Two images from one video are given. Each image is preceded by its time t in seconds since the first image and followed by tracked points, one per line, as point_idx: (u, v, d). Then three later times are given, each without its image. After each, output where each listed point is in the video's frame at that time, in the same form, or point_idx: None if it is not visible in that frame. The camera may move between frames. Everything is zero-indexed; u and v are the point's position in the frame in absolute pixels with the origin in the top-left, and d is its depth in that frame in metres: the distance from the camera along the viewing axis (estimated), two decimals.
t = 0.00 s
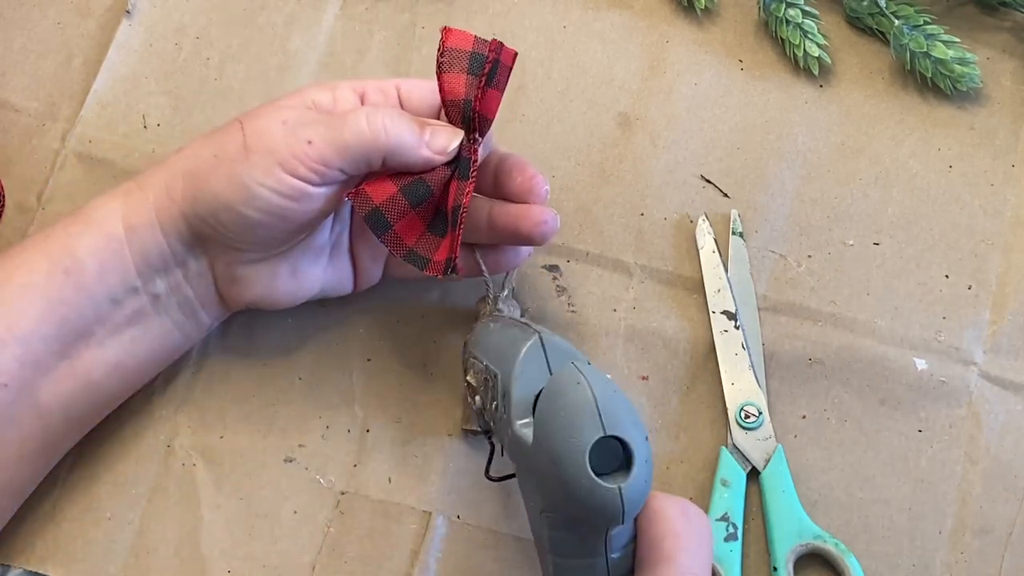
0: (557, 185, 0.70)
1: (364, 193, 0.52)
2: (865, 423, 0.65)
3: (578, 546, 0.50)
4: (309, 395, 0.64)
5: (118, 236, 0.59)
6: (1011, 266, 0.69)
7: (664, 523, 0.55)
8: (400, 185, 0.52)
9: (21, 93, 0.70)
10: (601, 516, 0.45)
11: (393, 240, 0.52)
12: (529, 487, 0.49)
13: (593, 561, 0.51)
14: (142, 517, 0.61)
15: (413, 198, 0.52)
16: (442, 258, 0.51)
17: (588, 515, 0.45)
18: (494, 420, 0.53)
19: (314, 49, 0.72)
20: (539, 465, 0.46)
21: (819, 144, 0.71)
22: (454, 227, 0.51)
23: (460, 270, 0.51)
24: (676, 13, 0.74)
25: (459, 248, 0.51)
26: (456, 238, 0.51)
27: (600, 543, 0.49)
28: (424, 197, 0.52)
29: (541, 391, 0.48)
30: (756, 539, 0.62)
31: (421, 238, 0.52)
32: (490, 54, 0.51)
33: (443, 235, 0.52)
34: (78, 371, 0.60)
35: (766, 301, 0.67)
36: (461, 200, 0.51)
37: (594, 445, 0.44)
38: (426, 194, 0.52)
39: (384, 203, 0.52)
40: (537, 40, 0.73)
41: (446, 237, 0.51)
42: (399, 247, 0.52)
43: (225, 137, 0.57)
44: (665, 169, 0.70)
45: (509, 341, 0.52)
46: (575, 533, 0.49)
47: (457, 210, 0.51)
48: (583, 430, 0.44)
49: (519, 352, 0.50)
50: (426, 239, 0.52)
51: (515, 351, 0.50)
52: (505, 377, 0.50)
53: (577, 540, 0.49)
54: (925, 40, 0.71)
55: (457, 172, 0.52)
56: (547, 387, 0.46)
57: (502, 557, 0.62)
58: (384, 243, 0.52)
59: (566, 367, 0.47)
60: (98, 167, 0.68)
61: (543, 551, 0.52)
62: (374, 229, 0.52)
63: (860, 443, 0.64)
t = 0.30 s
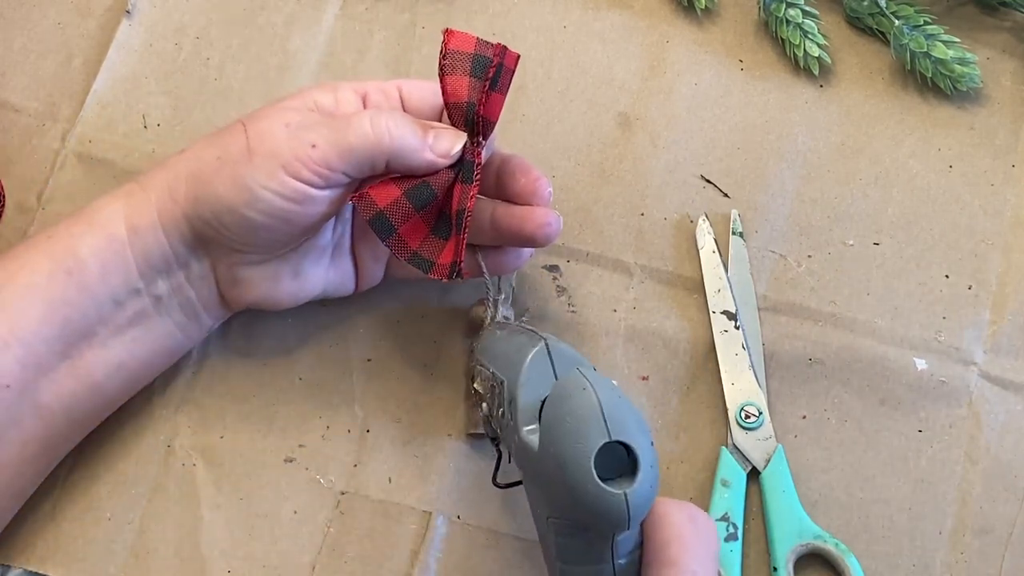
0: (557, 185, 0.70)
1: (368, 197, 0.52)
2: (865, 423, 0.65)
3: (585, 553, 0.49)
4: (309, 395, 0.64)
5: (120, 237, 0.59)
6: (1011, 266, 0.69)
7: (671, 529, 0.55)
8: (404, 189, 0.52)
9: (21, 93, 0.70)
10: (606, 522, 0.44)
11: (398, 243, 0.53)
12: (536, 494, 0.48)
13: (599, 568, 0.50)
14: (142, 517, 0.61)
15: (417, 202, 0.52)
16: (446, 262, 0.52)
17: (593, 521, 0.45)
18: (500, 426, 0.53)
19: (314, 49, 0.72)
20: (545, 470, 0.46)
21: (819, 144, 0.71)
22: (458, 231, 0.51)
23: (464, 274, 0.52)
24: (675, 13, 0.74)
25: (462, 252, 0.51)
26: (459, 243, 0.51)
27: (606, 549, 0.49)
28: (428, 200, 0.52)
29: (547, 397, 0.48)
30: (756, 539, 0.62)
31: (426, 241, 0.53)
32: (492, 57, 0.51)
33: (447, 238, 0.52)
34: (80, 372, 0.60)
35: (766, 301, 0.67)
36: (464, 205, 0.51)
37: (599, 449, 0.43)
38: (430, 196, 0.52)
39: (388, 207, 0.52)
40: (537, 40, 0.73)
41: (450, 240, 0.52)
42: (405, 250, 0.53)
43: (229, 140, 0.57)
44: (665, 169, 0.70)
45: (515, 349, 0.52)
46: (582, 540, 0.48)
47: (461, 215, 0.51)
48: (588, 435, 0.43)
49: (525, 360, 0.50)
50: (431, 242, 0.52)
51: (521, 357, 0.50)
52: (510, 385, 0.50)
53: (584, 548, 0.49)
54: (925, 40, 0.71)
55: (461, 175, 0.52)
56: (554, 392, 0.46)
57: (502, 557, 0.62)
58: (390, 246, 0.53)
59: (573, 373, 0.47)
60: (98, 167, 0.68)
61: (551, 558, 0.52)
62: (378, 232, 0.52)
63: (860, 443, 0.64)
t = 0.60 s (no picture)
0: (557, 185, 0.70)
1: (368, 197, 0.52)
2: (864, 423, 0.65)
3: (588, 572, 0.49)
4: (309, 395, 0.64)
5: (120, 237, 0.59)
6: (1011, 266, 0.69)
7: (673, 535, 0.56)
8: (405, 189, 0.52)
9: (21, 93, 0.70)
10: (612, 539, 0.44)
11: (399, 244, 0.52)
12: (539, 511, 0.48)
13: None
14: (142, 517, 0.61)
15: (418, 203, 0.52)
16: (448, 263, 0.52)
17: (598, 537, 0.44)
18: (498, 441, 0.54)
19: (314, 49, 0.72)
20: (548, 486, 0.46)
21: (819, 144, 0.71)
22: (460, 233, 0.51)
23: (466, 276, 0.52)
24: (675, 13, 0.74)
25: (464, 254, 0.51)
26: (462, 245, 0.51)
27: (611, 568, 0.48)
28: (429, 201, 0.52)
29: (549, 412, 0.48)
30: (756, 539, 0.62)
31: (427, 242, 0.52)
32: (493, 58, 0.51)
33: (449, 240, 0.52)
34: (79, 372, 0.60)
35: (766, 301, 0.67)
36: (466, 206, 0.51)
37: (605, 465, 0.43)
38: (432, 197, 0.52)
39: (389, 208, 0.52)
40: (537, 40, 0.73)
41: (452, 242, 0.52)
42: (406, 251, 0.52)
43: (229, 141, 0.57)
44: (665, 169, 0.70)
45: (514, 365, 0.52)
46: (585, 557, 0.48)
47: (463, 217, 0.51)
48: (594, 452, 0.43)
49: (526, 376, 0.50)
50: (432, 243, 0.52)
51: (520, 373, 0.50)
52: (510, 400, 0.50)
53: (587, 566, 0.49)
54: (925, 40, 0.71)
55: (462, 176, 0.52)
56: (557, 409, 0.46)
57: (502, 557, 0.62)
58: (391, 248, 0.53)
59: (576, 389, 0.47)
60: (98, 167, 0.68)
61: None
62: (378, 233, 0.52)
63: (860, 443, 0.65)
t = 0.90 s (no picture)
0: (557, 185, 0.70)
1: (367, 198, 0.51)
2: (865, 423, 0.65)
3: (581, 540, 0.50)
4: (309, 395, 0.64)
5: (120, 238, 0.59)
6: (1011, 266, 0.69)
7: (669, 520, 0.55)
8: (405, 190, 0.52)
9: (21, 93, 0.70)
10: (604, 510, 0.45)
11: (398, 245, 0.52)
12: (533, 483, 0.49)
13: (594, 557, 0.51)
14: (141, 517, 0.61)
15: (418, 204, 0.52)
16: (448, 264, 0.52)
17: (592, 509, 0.45)
18: (494, 416, 0.53)
19: (313, 49, 0.72)
20: (543, 459, 0.46)
21: (820, 144, 0.71)
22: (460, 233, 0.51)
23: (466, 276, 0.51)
24: (676, 13, 0.74)
25: (465, 254, 0.51)
26: (462, 245, 0.51)
27: (603, 537, 0.50)
28: (429, 202, 0.52)
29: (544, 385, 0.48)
30: (756, 539, 0.62)
31: (427, 243, 0.52)
32: (493, 58, 0.51)
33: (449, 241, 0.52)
34: (79, 373, 0.60)
35: (766, 301, 0.67)
36: (466, 206, 0.51)
37: (598, 437, 0.44)
38: (432, 198, 0.52)
39: (389, 209, 0.51)
40: (537, 40, 0.73)
41: (452, 243, 0.52)
42: (405, 252, 0.52)
43: (229, 142, 0.57)
44: (665, 169, 0.70)
45: (509, 338, 0.52)
46: (578, 527, 0.49)
47: (463, 217, 0.51)
48: (588, 424, 0.44)
49: (520, 349, 0.50)
50: (432, 244, 0.52)
51: (515, 347, 0.51)
52: (505, 374, 0.50)
53: (582, 536, 0.50)
54: (925, 40, 0.71)
55: (462, 177, 0.52)
56: (552, 381, 0.47)
57: (501, 557, 0.62)
58: (390, 248, 0.52)
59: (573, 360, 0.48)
60: (98, 167, 0.68)
61: (546, 547, 0.53)
62: (378, 234, 0.52)
63: (860, 443, 0.64)
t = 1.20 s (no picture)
0: (557, 185, 0.70)
1: (367, 197, 0.51)
2: (864, 423, 0.65)
3: None
4: (308, 395, 0.64)
5: (119, 238, 0.59)
6: (1011, 266, 0.69)
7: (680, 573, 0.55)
8: (405, 188, 0.52)
9: (21, 93, 0.70)
10: (617, 561, 0.44)
11: (399, 244, 0.52)
12: (543, 537, 0.48)
13: None
14: (141, 517, 0.61)
15: (418, 203, 0.52)
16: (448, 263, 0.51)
17: (604, 561, 0.44)
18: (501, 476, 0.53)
19: (313, 48, 0.72)
20: (554, 511, 0.46)
21: (820, 144, 0.71)
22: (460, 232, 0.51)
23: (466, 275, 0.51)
24: (676, 13, 0.74)
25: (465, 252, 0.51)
26: (462, 243, 0.51)
27: None
28: (429, 201, 0.52)
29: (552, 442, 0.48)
30: (756, 539, 0.62)
31: (427, 241, 0.52)
32: (491, 56, 0.51)
33: (449, 239, 0.52)
34: (79, 373, 0.60)
35: (766, 301, 0.67)
36: (466, 205, 0.51)
37: (611, 488, 0.43)
38: (432, 197, 0.52)
39: (389, 208, 0.51)
40: (537, 40, 0.73)
41: (452, 241, 0.52)
42: (406, 252, 0.52)
43: (228, 142, 0.57)
44: (665, 169, 0.70)
45: (514, 397, 0.51)
46: None
47: (463, 215, 0.51)
48: (600, 473, 0.43)
49: (524, 406, 0.50)
50: (432, 243, 0.52)
51: (521, 405, 0.50)
52: (512, 433, 0.50)
53: None
54: (925, 40, 0.71)
55: (462, 176, 0.52)
56: (561, 432, 0.46)
57: (501, 557, 0.62)
58: (391, 248, 0.52)
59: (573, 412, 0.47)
60: (97, 167, 0.68)
61: None
62: (378, 233, 0.51)
63: (860, 443, 0.64)
